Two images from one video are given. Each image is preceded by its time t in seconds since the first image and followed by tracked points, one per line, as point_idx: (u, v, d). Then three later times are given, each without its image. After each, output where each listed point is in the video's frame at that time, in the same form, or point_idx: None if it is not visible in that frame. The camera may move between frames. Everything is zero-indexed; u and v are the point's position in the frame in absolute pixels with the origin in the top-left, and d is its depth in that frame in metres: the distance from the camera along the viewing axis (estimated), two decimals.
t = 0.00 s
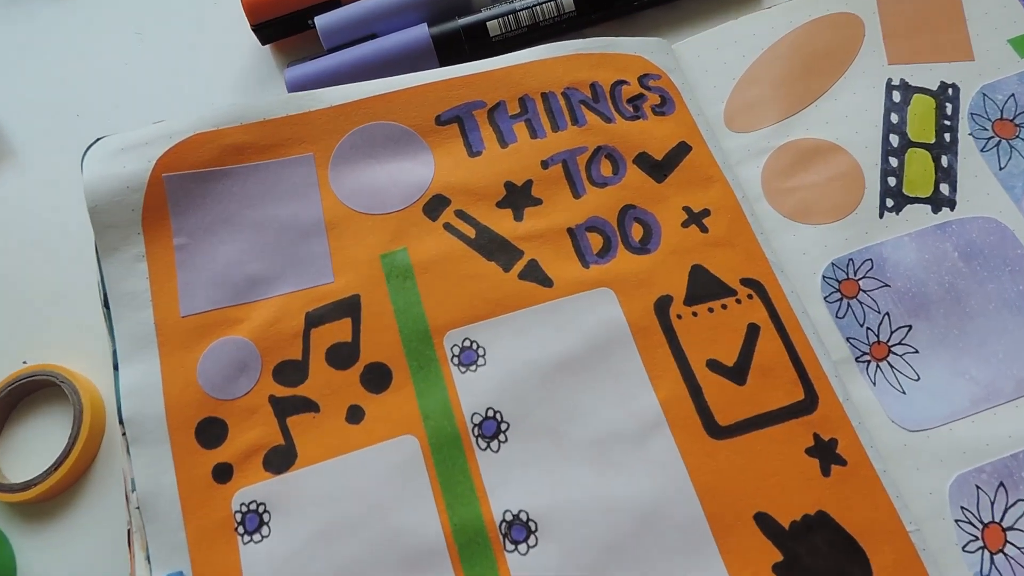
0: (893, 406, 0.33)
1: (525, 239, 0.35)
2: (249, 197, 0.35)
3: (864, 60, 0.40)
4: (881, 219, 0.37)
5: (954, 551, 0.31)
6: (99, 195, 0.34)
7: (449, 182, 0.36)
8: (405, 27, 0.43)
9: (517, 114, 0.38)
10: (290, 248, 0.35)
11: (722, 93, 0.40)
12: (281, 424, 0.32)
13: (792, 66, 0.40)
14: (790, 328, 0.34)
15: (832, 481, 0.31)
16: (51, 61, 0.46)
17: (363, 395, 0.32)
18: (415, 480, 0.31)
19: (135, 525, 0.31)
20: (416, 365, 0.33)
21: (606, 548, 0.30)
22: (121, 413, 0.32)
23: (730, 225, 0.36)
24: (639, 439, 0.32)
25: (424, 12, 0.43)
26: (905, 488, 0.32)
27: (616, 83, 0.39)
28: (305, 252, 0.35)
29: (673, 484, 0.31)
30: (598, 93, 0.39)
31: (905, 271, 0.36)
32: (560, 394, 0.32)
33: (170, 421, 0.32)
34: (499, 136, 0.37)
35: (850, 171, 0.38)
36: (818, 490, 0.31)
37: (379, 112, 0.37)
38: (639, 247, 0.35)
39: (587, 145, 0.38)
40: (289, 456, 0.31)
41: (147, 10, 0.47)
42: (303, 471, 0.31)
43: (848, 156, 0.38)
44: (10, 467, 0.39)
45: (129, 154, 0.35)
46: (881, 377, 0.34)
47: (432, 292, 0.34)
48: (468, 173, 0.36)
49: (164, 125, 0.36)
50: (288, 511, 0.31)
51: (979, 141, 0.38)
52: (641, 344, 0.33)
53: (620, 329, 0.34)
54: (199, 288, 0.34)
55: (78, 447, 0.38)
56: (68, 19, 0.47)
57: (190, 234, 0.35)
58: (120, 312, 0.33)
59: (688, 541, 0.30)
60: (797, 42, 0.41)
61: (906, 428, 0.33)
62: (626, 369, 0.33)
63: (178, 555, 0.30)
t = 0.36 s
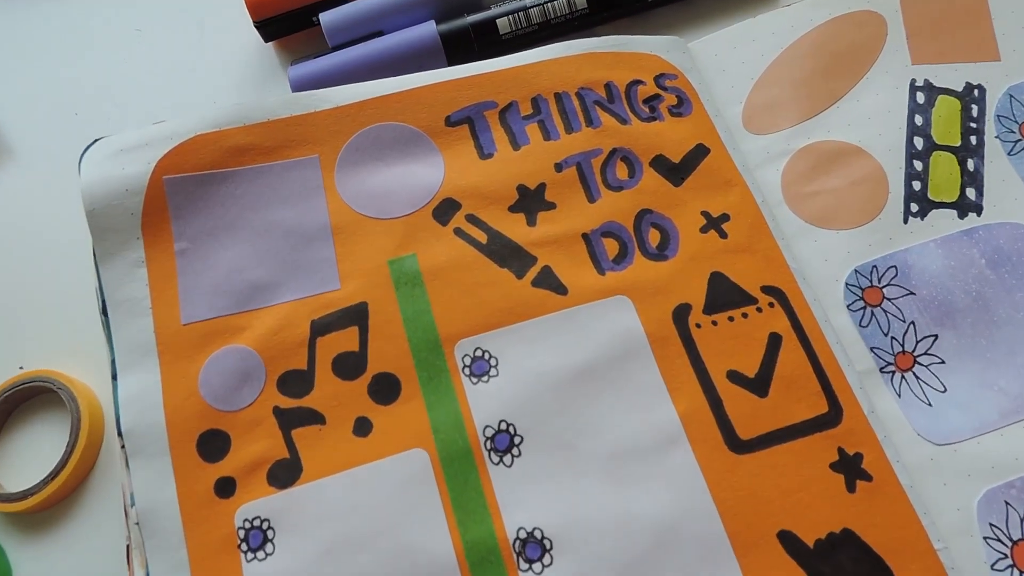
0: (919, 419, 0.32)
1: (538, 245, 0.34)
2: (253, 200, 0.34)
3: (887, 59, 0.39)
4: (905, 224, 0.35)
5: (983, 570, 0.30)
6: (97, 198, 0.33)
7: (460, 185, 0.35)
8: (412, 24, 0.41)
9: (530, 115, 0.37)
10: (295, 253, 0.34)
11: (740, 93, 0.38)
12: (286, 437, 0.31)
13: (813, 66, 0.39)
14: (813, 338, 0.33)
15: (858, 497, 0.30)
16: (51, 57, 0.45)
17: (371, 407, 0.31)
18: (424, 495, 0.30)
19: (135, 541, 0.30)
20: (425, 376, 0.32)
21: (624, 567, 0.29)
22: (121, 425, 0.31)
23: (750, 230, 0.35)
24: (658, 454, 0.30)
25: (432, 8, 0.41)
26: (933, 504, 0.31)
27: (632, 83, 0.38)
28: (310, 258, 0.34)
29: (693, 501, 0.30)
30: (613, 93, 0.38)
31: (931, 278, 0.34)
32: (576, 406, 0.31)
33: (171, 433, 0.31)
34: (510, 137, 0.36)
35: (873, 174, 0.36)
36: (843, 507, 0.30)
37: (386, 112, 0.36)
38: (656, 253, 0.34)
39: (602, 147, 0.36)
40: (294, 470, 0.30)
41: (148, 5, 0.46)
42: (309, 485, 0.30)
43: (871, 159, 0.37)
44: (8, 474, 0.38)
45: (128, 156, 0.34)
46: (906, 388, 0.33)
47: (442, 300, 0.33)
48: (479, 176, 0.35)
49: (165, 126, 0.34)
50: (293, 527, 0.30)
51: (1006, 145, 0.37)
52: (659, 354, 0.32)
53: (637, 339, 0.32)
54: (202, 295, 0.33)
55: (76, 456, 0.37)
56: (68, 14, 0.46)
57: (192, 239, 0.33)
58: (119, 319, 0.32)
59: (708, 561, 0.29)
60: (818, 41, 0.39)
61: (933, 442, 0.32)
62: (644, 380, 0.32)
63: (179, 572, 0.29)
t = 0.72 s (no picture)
0: (922, 409, 0.32)
1: (542, 233, 0.34)
2: (254, 187, 0.34)
3: (893, 48, 0.38)
4: (910, 213, 0.35)
5: (986, 560, 0.30)
6: (96, 183, 0.32)
7: (462, 172, 0.35)
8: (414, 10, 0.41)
9: (533, 102, 0.36)
10: (297, 240, 0.33)
11: (745, 81, 0.38)
12: (287, 424, 0.31)
13: (818, 54, 0.39)
14: (817, 327, 0.33)
15: (862, 487, 0.30)
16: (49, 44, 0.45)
17: (373, 395, 0.31)
18: (427, 484, 0.30)
19: (134, 528, 0.29)
20: (428, 364, 0.31)
21: (628, 556, 0.29)
22: (120, 412, 0.30)
23: (754, 219, 0.35)
24: (662, 443, 0.30)
25: None
26: (936, 494, 0.31)
27: (636, 71, 0.38)
28: (312, 245, 0.33)
29: (696, 490, 0.30)
30: (617, 81, 0.37)
31: (935, 268, 0.34)
32: (579, 394, 0.31)
33: (171, 421, 0.31)
34: (514, 125, 0.36)
35: (878, 163, 0.36)
36: (848, 497, 0.30)
37: (389, 99, 0.35)
38: (660, 241, 0.34)
39: (606, 135, 0.36)
40: (295, 458, 0.30)
41: None
42: (311, 473, 0.30)
43: (876, 149, 0.37)
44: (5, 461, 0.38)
45: (127, 141, 0.33)
46: (910, 378, 0.33)
47: (445, 288, 0.33)
48: (482, 163, 0.35)
49: (164, 111, 0.34)
50: (294, 516, 0.29)
51: (1012, 134, 0.36)
52: (663, 344, 0.32)
53: (641, 328, 0.32)
54: (202, 282, 0.32)
55: (73, 444, 0.37)
56: None
57: (192, 225, 0.33)
58: (118, 306, 0.32)
59: (712, 550, 0.29)
60: (823, 29, 0.39)
61: (936, 432, 0.32)
62: (647, 369, 0.31)
63: (179, 560, 0.29)
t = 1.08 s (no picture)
0: (913, 388, 0.33)
1: (537, 214, 0.34)
2: (251, 167, 0.34)
3: (885, 33, 0.39)
4: (902, 195, 0.36)
5: (975, 536, 0.30)
6: (95, 163, 0.33)
7: (458, 154, 0.35)
8: None
9: (529, 85, 0.37)
10: (294, 220, 0.33)
11: (739, 66, 0.38)
12: (284, 401, 0.31)
13: (811, 39, 0.39)
14: (809, 308, 0.33)
15: (852, 464, 0.31)
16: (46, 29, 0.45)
17: (370, 372, 0.31)
18: (422, 460, 0.30)
19: (133, 503, 0.30)
20: (424, 343, 0.32)
21: (622, 531, 0.29)
22: (119, 388, 0.31)
23: (748, 201, 0.35)
24: (655, 420, 0.31)
25: None
26: (926, 471, 0.31)
27: (631, 55, 0.38)
28: (308, 225, 0.33)
29: (689, 466, 0.30)
30: (612, 64, 0.38)
31: (927, 250, 0.35)
32: (574, 372, 0.31)
33: (169, 398, 0.31)
34: (509, 107, 0.36)
35: (870, 147, 0.37)
36: (838, 473, 0.30)
37: (385, 81, 0.36)
38: (654, 223, 0.34)
39: (601, 118, 0.36)
40: (292, 434, 0.30)
41: None
42: (307, 449, 0.30)
43: (869, 132, 0.37)
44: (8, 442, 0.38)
45: (126, 121, 0.34)
46: (901, 358, 0.33)
47: (440, 268, 0.33)
48: (478, 145, 0.35)
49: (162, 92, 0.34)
50: (291, 491, 0.30)
51: (1003, 118, 0.37)
52: (658, 322, 0.32)
53: (635, 307, 0.32)
54: (200, 261, 0.33)
55: (71, 424, 0.37)
56: None
57: (190, 205, 0.33)
58: (117, 284, 0.32)
59: (704, 526, 0.29)
60: (816, 14, 0.39)
61: (927, 410, 0.32)
62: (641, 347, 0.32)
63: (177, 534, 0.29)
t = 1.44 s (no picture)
0: (898, 357, 0.33)
1: (530, 186, 0.35)
2: (249, 140, 0.35)
3: (874, 12, 0.39)
4: (888, 170, 0.36)
5: (958, 499, 0.31)
6: (95, 135, 0.33)
7: (453, 128, 0.36)
8: None
9: (523, 62, 0.37)
10: (290, 192, 0.34)
11: (730, 45, 0.39)
12: (282, 367, 0.32)
13: (801, 18, 0.39)
14: (796, 279, 0.34)
15: (837, 429, 0.31)
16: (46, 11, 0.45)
17: (365, 339, 0.32)
18: (417, 424, 0.30)
19: (132, 465, 0.31)
20: (418, 311, 0.32)
21: (614, 495, 0.30)
22: (119, 354, 0.31)
23: (737, 175, 0.36)
24: (645, 386, 0.31)
25: None
26: (910, 437, 0.32)
27: (623, 33, 0.39)
28: (305, 197, 0.34)
29: (678, 431, 0.31)
30: (605, 42, 0.38)
31: (912, 223, 0.35)
32: (566, 340, 0.32)
33: (169, 364, 0.32)
34: (503, 83, 0.37)
35: (858, 123, 0.37)
36: (824, 438, 0.31)
37: (381, 57, 0.36)
38: (645, 196, 0.35)
39: (593, 94, 0.37)
40: (289, 399, 0.31)
41: None
42: (304, 413, 0.31)
43: (857, 109, 0.38)
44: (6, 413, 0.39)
45: (125, 94, 0.34)
46: (886, 328, 0.34)
47: (435, 238, 0.33)
48: (472, 120, 0.36)
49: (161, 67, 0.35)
50: (288, 454, 0.30)
51: (988, 94, 0.37)
52: (648, 292, 0.33)
53: (625, 277, 0.33)
54: (199, 231, 0.33)
55: (71, 397, 0.38)
56: None
57: (189, 177, 0.34)
58: (117, 254, 0.33)
59: (693, 489, 0.30)
60: None
61: (911, 378, 0.33)
62: (632, 316, 0.32)
63: (176, 496, 0.30)
